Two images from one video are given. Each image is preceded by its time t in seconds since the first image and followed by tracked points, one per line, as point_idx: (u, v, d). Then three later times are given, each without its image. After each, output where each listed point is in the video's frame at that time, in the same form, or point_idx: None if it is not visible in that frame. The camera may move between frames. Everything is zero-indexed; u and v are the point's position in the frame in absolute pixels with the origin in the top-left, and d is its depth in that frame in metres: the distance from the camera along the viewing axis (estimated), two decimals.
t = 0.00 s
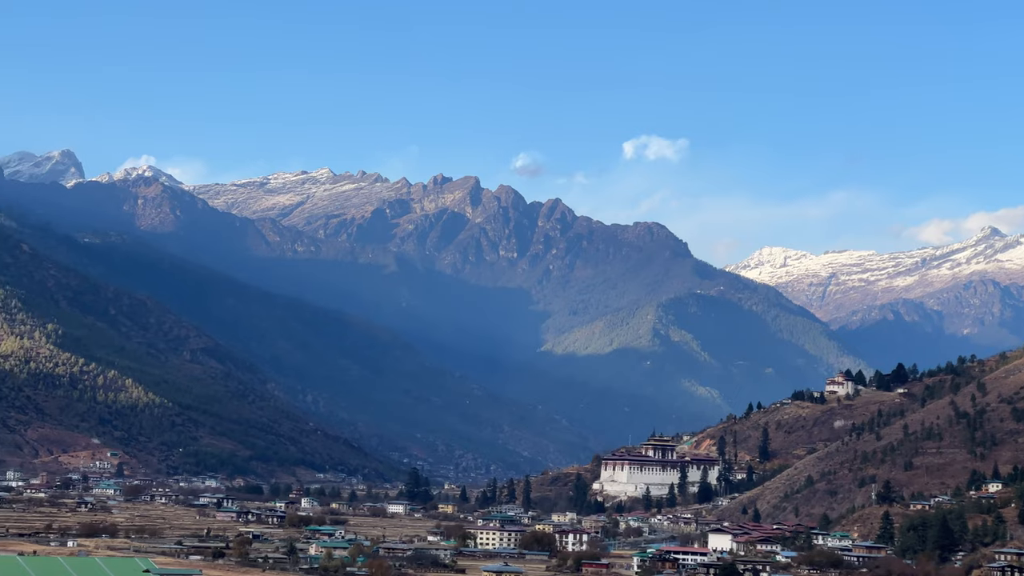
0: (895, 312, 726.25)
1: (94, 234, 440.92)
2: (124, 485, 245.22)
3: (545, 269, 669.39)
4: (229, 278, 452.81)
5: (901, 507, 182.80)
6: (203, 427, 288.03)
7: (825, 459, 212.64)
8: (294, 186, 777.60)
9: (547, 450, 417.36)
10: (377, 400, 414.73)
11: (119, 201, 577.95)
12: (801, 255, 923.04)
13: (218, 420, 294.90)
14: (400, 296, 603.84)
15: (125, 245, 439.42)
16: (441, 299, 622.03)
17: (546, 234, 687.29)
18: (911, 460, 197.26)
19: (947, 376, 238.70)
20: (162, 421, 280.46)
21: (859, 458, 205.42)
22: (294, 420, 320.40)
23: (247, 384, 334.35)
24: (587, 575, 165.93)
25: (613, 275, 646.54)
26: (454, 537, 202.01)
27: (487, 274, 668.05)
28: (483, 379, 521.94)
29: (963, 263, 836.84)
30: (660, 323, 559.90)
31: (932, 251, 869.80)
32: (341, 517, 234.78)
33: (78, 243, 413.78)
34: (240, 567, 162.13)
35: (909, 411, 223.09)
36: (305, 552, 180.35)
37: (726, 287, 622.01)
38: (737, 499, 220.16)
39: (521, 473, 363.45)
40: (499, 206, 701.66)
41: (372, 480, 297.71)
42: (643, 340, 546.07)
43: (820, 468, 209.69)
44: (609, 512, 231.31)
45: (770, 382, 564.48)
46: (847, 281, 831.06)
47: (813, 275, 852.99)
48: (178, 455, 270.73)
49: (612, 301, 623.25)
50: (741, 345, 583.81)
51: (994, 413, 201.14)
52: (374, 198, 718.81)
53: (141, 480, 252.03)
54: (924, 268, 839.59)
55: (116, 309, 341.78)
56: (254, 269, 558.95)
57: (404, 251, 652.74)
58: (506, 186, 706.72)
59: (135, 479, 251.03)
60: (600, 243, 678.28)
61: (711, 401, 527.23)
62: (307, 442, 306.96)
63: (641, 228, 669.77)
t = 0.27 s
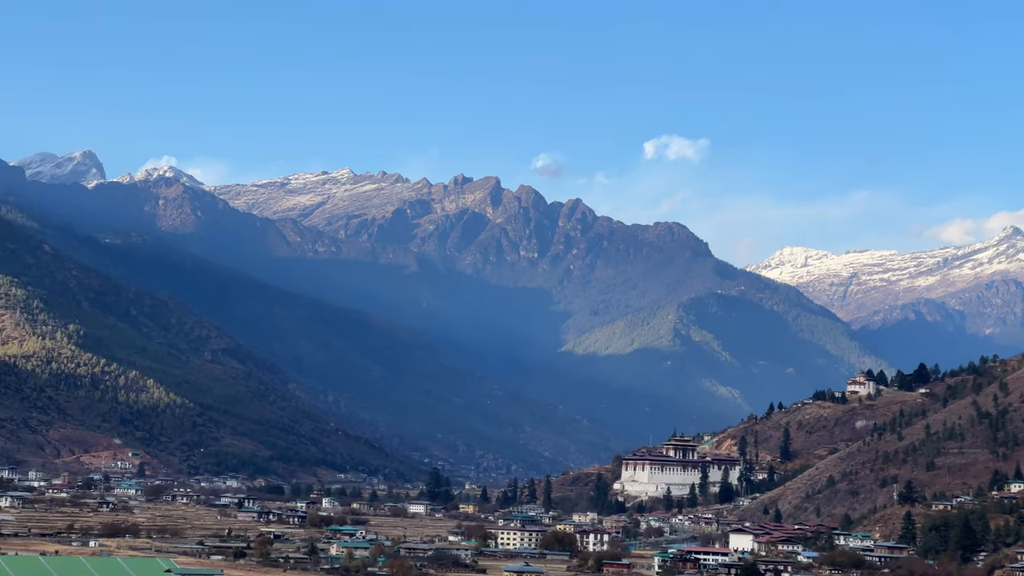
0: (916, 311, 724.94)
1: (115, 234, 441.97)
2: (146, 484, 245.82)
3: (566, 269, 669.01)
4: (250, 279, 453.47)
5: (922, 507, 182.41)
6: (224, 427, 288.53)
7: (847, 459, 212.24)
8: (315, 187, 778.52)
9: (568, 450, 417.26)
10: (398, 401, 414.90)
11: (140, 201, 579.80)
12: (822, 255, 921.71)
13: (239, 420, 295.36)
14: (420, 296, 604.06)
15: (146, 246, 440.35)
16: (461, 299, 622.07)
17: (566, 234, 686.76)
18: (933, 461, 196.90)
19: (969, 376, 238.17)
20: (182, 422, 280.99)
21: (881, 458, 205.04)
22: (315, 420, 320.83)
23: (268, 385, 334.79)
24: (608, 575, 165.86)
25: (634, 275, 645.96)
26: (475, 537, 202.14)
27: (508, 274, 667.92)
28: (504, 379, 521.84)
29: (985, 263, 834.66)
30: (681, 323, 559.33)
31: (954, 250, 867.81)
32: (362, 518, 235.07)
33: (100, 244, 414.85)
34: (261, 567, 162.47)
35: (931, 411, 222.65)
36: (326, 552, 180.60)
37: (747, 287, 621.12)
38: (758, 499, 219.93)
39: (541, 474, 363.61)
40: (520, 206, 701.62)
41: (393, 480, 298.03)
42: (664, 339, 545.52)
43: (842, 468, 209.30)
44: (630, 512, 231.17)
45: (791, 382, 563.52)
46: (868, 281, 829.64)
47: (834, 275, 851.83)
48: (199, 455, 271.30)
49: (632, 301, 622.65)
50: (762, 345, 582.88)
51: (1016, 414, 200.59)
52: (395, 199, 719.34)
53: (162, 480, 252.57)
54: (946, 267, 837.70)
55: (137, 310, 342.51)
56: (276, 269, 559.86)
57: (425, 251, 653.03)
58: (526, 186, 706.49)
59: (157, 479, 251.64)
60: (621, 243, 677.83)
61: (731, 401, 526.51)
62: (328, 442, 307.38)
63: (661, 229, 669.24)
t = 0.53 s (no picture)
0: (937, 311, 723.46)
1: (136, 235, 443.03)
2: (167, 485, 246.30)
3: (586, 269, 668.53)
4: (271, 279, 454.16)
5: (944, 507, 181.97)
6: (245, 427, 289.03)
7: (868, 459, 211.78)
8: (335, 187, 779.17)
9: (588, 450, 417.07)
10: (418, 401, 415.10)
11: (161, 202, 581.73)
12: (843, 255, 920.24)
13: (260, 420, 295.79)
14: (441, 296, 604.23)
15: (167, 246, 441.37)
16: (482, 299, 622.12)
17: (587, 234, 686.15)
18: (955, 461, 196.38)
19: (991, 376, 237.62)
20: (203, 422, 281.42)
21: (902, 459, 204.55)
22: (335, 420, 321.21)
23: (288, 385, 335.28)
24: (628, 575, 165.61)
25: (654, 275, 645.29)
26: (495, 537, 202.13)
27: (528, 275, 667.73)
28: (524, 380, 521.90)
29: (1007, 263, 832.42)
30: (701, 324, 558.59)
31: (976, 250, 865.65)
32: (382, 518, 235.22)
33: (121, 244, 415.82)
34: (282, 567, 162.73)
35: (953, 411, 222.10)
36: (346, 553, 180.86)
37: (767, 287, 620.10)
38: (779, 499, 219.62)
39: (562, 474, 363.57)
40: (540, 206, 701.08)
41: (413, 480, 298.28)
42: (684, 340, 544.90)
43: (863, 468, 208.86)
44: (651, 512, 231.00)
45: (811, 382, 562.41)
46: (889, 281, 827.91)
47: (855, 275, 850.48)
48: (219, 455, 271.78)
49: (653, 301, 621.99)
50: (783, 345, 581.93)
51: None
52: (415, 199, 719.88)
53: (182, 480, 252.98)
54: (967, 267, 835.61)
55: (158, 310, 343.25)
56: (296, 270, 560.92)
57: (445, 252, 653.36)
58: (546, 187, 706.18)
59: (178, 479, 252.16)
60: (641, 243, 677.16)
61: (752, 401, 525.78)
62: (348, 442, 307.73)
63: (681, 229, 668.59)
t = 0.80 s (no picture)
0: (958, 312, 722.24)
1: (156, 236, 443.96)
2: (187, 485, 246.68)
3: (606, 269, 668.27)
4: (290, 280, 454.79)
5: (965, 508, 181.62)
6: (265, 428, 289.41)
7: (888, 460, 211.34)
8: (354, 188, 779.84)
9: (608, 451, 417.00)
10: (437, 402, 415.39)
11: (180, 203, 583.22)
12: (863, 255, 919.10)
13: (279, 421, 296.09)
14: (460, 297, 604.55)
15: (187, 247, 442.20)
16: (501, 300, 622.26)
17: (606, 235, 685.83)
18: (975, 462, 195.92)
19: (1012, 377, 237.16)
20: (223, 423, 281.85)
21: (922, 459, 204.15)
22: (355, 421, 321.49)
23: (307, 386, 335.61)
24: None
25: (673, 275, 644.82)
26: (515, 537, 202.11)
27: (547, 276, 667.72)
28: (544, 381, 522.15)
29: None
30: (721, 324, 558.15)
31: (996, 250, 863.91)
32: (402, 519, 235.37)
33: (141, 245, 416.66)
34: (302, 568, 163.07)
35: (974, 412, 221.68)
36: (366, 553, 180.98)
37: (787, 287, 619.37)
38: (799, 499, 219.27)
39: (581, 475, 363.58)
40: (559, 206, 700.76)
41: (433, 481, 298.45)
42: (703, 340, 544.41)
43: (883, 469, 208.43)
44: (670, 513, 230.88)
45: (831, 382, 561.56)
46: (909, 281, 826.55)
47: (875, 275, 849.31)
48: (239, 456, 272.17)
49: (672, 301, 621.55)
50: (803, 345, 581.27)
51: None
52: (434, 200, 720.36)
53: (202, 481, 253.41)
54: (988, 267, 833.90)
55: (178, 311, 343.89)
56: (316, 271, 561.76)
57: (465, 253, 653.81)
58: (566, 187, 705.96)
59: (198, 479, 252.64)
60: (660, 243, 676.53)
61: (772, 402, 525.27)
62: (368, 443, 308.01)
63: (701, 229, 668.09)
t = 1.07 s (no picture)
0: (978, 313, 720.68)
1: (175, 237, 444.86)
2: (206, 486, 246.93)
3: (625, 270, 667.80)
4: (309, 282, 455.35)
5: (985, 510, 181.18)
6: (283, 429, 289.65)
7: (908, 461, 210.90)
8: (373, 189, 780.51)
9: (627, 451, 416.74)
10: (456, 403, 415.48)
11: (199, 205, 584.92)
12: (883, 256, 917.91)
13: (298, 422, 296.17)
14: (479, 298, 604.65)
15: (206, 248, 443.02)
16: (519, 301, 622.35)
17: (625, 236, 685.31)
18: (995, 463, 195.36)
19: None
20: (242, 424, 282.22)
21: (942, 461, 203.61)
22: (373, 422, 321.63)
23: (326, 387, 335.84)
24: None
25: (692, 276, 644.13)
26: (534, 538, 201.95)
27: (566, 277, 667.63)
28: (563, 382, 522.38)
29: None
30: (740, 325, 557.71)
31: (1016, 251, 861.90)
32: (421, 519, 235.48)
33: (161, 247, 417.44)
34: (321, 569, 163.22)
35: (994, 412, 221.34)
36: (385, 554, 181.06)
37: (806, 288, 618.50)
38: (819, 501, 218.92)
39: (600, 476, 363.62)
40: (578, 208, 700.35)
41: (452, 482, 298.46)
42: (722, 340, 544.00)
43: (903, 471, 207.95)
44: (690, 514, 230.73)
45: (851, 383, 560.68)
46: (929, 282, 825.01)
47: (895, 276, 847.76)
48: (258, 458, 272.44)
49: (691, 302, 620.92)
50: (822, 346, 580.50)
51: None
52: (452, 201, 720.69)
53: (221, 482, 253.81)
54: (1008, 268, 831.96)
55: (197, 312, 344.39)
56: (335, 272, 562.52)
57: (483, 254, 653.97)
58: (584, 188, 705.51)
59: (217, 481, 253.00)
60: (679, 244, 675.76)
61: (791, 402, 524.50)
62: (386, 444, 308.15)
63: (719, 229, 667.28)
